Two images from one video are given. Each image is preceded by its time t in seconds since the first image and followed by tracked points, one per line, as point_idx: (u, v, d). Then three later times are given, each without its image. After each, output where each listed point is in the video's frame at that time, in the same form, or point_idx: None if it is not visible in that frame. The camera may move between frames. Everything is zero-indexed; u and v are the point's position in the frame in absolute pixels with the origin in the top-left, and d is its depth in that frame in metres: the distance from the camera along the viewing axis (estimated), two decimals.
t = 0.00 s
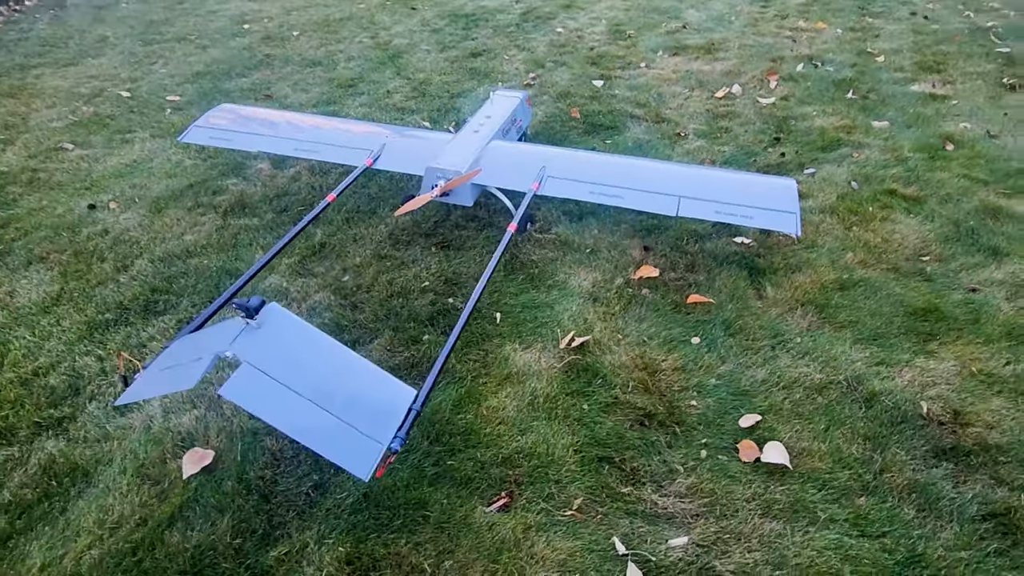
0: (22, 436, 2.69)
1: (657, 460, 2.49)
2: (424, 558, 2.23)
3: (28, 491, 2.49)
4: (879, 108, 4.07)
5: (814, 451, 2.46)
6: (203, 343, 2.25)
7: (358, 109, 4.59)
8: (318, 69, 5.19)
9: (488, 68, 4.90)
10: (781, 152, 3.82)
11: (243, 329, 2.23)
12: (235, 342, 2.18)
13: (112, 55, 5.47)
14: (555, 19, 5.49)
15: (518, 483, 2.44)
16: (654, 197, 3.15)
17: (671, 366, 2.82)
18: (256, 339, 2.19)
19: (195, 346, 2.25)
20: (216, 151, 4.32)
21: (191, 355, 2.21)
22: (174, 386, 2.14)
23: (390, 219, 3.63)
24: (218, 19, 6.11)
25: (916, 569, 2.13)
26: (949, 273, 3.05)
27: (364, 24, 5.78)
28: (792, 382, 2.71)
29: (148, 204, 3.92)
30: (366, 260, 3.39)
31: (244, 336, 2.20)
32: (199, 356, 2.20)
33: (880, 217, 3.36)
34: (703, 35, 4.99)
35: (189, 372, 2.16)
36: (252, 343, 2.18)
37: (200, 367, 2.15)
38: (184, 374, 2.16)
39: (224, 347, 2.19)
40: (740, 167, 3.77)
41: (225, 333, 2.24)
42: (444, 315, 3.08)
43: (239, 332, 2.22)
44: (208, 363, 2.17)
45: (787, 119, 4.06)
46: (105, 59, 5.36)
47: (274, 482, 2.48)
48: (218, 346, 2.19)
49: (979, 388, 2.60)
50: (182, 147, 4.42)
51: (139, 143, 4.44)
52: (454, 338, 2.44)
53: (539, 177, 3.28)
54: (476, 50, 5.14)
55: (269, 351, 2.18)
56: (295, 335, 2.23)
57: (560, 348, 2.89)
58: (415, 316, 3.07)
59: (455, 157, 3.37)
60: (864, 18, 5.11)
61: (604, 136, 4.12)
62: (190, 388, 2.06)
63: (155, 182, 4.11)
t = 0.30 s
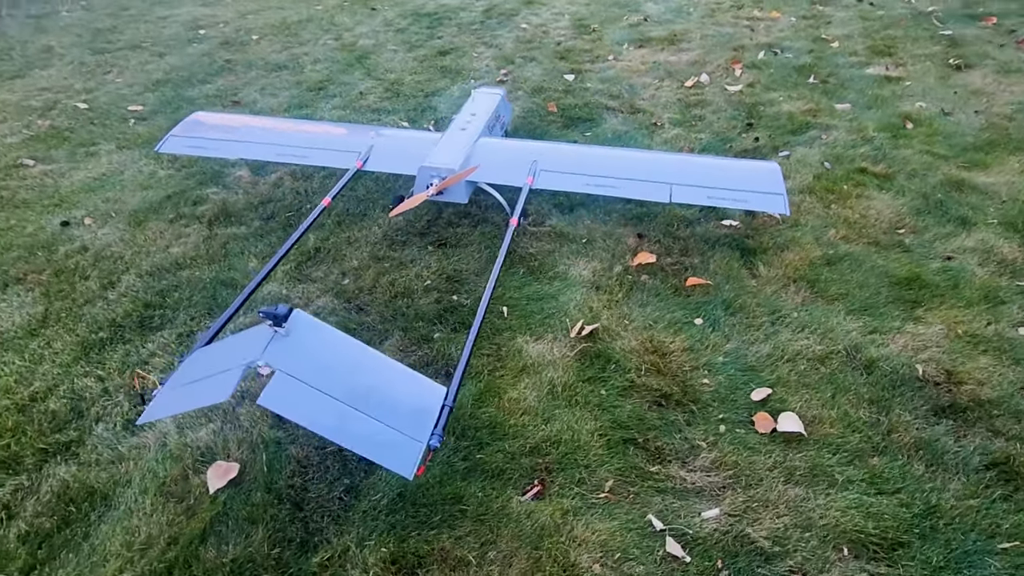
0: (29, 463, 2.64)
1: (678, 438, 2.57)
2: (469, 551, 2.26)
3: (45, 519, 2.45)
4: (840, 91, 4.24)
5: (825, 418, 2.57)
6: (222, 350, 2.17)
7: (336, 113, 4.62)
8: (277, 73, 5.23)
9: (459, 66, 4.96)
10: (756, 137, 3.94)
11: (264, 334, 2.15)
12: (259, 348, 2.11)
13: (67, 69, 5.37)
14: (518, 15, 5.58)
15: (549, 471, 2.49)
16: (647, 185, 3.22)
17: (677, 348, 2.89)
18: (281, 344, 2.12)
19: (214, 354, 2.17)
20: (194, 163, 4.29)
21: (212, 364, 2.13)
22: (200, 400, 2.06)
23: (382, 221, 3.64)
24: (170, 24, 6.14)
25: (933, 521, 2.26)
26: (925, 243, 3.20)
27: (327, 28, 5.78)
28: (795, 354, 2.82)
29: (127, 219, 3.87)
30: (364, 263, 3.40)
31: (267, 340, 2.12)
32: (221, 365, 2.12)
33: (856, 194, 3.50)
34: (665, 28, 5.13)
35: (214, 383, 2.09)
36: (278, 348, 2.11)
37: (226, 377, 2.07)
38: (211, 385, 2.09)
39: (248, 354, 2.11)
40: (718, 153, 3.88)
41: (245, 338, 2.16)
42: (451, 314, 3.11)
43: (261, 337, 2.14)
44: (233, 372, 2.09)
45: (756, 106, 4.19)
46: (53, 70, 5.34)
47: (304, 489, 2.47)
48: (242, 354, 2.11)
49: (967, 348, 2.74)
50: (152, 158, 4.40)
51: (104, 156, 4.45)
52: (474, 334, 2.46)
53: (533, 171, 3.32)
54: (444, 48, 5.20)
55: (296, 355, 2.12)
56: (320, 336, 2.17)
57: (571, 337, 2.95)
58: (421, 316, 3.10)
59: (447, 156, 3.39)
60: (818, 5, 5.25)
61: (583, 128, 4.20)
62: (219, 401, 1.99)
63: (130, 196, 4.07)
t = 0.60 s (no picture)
0: (40, 492, 2.54)
1: (696, 416, 2.66)
2: (512, 539, 2.31)
3: (68, 548, 2.37)
4: (804, 79, 4.46)
5: (831, 386, 2.70)
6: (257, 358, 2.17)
7: (315, 119, 4.62)
8: (243, 80, 5.19)
9: (431, 67, 5.02)
10: (731, 126, 4.10)
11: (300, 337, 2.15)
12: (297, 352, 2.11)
13: (15, 84, 5.18)
14: (482, 16, 5.68)
15: (578, 457, 2.55)
16: (640, 175, 3.33)
17: (683, 331, 2.99)
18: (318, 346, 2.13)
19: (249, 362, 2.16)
20: (172, 175, 4.21)
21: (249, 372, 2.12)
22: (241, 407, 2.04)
23: (376, 225, 3.65)
24: (120, 34, 5.96)
25: (942, 474, 2.39)
26: (901, 218, 3.37)
27: (291, 35, 5.77)
28: (795, 329, 2.94)
29: (107, 237, 3.77)
30: (364, 267, 3.40)
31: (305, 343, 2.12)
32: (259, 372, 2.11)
33: (831, 176, 3.67)
34: (630, 23, 5.29)
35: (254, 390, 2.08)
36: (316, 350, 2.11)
37: (267, 383, 2.07)
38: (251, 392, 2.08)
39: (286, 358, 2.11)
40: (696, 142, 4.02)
41: (278, 343, 2.16)
42: (458, 313, 3.14)
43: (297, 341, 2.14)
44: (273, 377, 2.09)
45: (725, 96, 4.37)
46: None
47: (337, 495, 2.46)
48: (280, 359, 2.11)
49: (951, 313, 2.89)
50: (124, 172, 4.30)
51: (70, 172, 4.32)
52: (496, 329, 2.54)
53: (529, 167, 3.42)
54: (413, 50, 5.27)
55: (335, 357, 2.13)
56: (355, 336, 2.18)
57: (582, 327, 3.02)
58: (429, 316, 3.12)
59: (442, 155, 3.43)
60: None
61: (563, 124, 4.30)
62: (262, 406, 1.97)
63: (107, 212, 3.97)
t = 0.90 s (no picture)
0: (62, 521, 2.48)
1: (712, 397, 2.77)
2: (553, 528, 2.37)
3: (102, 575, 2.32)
4: (770, 71, 4.68)
5: (834, 360, 2.85)
6: (301, 366, 2.24)
7: (294, 126, 4.60)
8: (209, 91, 5.12)
9: (405, 71, 5.08)
10: (708, 118, 4.27)
11: (343, 342, 2.24)
12: (342, 355, 2.19)
13: None
14: (448, 19, 5.77)
15: (606, 444, 2.62)
16: (634, 167, 3.45)
17: (689, 317, 3.10)
18: (361, 347, 2.21)
19: (294, 370, 2.23)
20: (151, 190, 4.12)
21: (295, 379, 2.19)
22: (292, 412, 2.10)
23: (373, 230, 3.66)
24: (69, 47, 5.75)
25: (946, 434, 2.55)
26: (877, 199, 3.58)
27: (253, 43, 5.72)
28: (793, 309, 3.09)
29: (90, 256, 3.66)
30: (367, 273, 3.40)
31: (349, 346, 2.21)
32: (306, 377, 2.18)
33: (808, 162, 3.86)
34: (596, 22, 5.49)
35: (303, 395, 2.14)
36: (361, 352, 2.19)
37: (316, 387, 2.14)
38: (299, 398, 2.14)
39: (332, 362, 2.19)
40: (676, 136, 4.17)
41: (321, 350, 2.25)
42: (468, 312, 3.18)
43: (340, 345, 2.23)
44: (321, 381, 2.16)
45: (697, 90, 4.55)
46: None
47: (374, 499, 2.48)
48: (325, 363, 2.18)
49: (935, 285, 3.09)
50: (97, 188, 4.17)
51: (38, 193, 4.16)
52: (518, 321, 2.60)
53: (525, 164, 3.49)
54: (384, 55, 5.32)
55: (378, 357, 2.20)
56: (394, 338, 2.28)
57: (592, 319, 3.10)
58: (440, 318, 3.16)
59: (439, 158, 3.50)
60: None
61: (544, 122, 4.41)
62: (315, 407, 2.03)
63: (86, 231, 3.85)
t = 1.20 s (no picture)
0: (90, 550, 2.39)
1: (727, 381, 2.87)
2: (594, 518, 2.41)
3: None
4: (739, 67, 4.88)
5: (836, 338, 2.99)
6: (339, 373, 2.22)
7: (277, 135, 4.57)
8: (177, 104, 5.01)
9: (382, 77, 5.15)
10: (687, 114, 4.44)
11: (380, 346, 2.23)
12: (381, 358, 2.18)
13: None
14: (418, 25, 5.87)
15: (633, 433, 2.69)
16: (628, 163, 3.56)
17: (695, 306, 3.21)
18: (401, 350, 2.20)
19: (331, 378, 2.22)
20: (132, 207, 4.02)
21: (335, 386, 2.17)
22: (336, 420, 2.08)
23: (371, 237, 3.66)
24: (19, 62, 5.52)
25: (949, 401, 2.70)
26: (856, 185, 3.77)
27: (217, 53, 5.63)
28: (791, 293, 3.24)
29: (76, 277, 3.54)
30: (372, 280, 3.41)
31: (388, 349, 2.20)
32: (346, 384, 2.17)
33: (787, 153, 4.04)
34: (565, 22, 5.69)
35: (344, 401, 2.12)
36: (401, 353, 2.18)
37: (359, 392, 2.12)
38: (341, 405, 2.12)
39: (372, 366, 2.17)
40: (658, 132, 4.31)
41: (359, 356, 2.23)
42: (480, 314, 3.22)
43: (377, 350, 2.21)
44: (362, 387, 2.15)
45: (672, 87, 4.72)
46: None
47: (413, 503, 2.48)
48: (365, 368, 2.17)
49: (920, 263, 3.28)
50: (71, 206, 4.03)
51: (8, 215, 3.98)
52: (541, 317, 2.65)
53: (522, 164, 3.55)
54: (356, 62, 5.38)
55: (420, 359, 2.19)
56: (432, 340, 2.27)
57: (603, 313, 3.18)
58: (453, 320, 3.19)
59: (436, 162, 3.54)
60: None
61: (528, 123, 4.52)
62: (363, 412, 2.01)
63: (66, 251, 3.72)
